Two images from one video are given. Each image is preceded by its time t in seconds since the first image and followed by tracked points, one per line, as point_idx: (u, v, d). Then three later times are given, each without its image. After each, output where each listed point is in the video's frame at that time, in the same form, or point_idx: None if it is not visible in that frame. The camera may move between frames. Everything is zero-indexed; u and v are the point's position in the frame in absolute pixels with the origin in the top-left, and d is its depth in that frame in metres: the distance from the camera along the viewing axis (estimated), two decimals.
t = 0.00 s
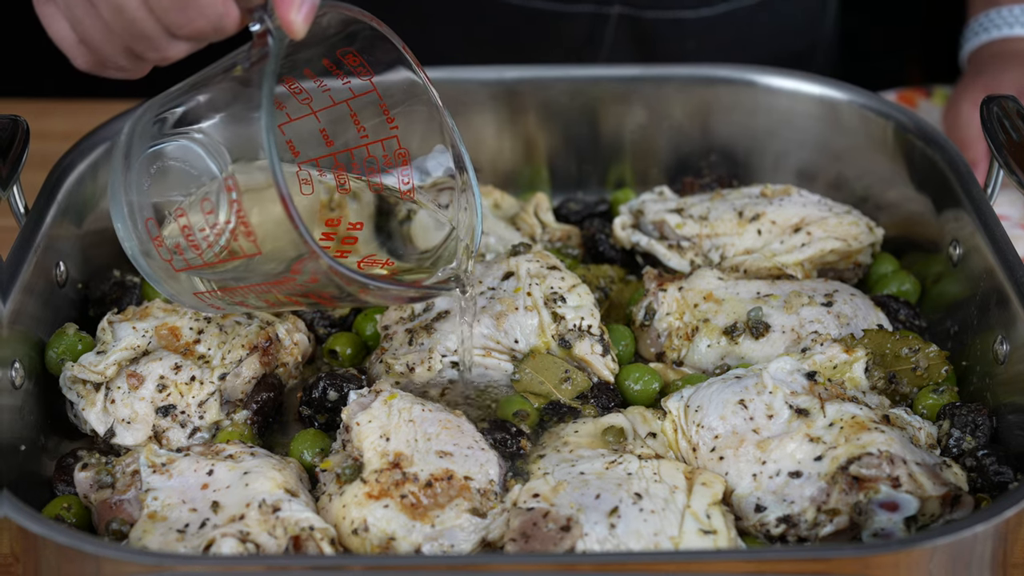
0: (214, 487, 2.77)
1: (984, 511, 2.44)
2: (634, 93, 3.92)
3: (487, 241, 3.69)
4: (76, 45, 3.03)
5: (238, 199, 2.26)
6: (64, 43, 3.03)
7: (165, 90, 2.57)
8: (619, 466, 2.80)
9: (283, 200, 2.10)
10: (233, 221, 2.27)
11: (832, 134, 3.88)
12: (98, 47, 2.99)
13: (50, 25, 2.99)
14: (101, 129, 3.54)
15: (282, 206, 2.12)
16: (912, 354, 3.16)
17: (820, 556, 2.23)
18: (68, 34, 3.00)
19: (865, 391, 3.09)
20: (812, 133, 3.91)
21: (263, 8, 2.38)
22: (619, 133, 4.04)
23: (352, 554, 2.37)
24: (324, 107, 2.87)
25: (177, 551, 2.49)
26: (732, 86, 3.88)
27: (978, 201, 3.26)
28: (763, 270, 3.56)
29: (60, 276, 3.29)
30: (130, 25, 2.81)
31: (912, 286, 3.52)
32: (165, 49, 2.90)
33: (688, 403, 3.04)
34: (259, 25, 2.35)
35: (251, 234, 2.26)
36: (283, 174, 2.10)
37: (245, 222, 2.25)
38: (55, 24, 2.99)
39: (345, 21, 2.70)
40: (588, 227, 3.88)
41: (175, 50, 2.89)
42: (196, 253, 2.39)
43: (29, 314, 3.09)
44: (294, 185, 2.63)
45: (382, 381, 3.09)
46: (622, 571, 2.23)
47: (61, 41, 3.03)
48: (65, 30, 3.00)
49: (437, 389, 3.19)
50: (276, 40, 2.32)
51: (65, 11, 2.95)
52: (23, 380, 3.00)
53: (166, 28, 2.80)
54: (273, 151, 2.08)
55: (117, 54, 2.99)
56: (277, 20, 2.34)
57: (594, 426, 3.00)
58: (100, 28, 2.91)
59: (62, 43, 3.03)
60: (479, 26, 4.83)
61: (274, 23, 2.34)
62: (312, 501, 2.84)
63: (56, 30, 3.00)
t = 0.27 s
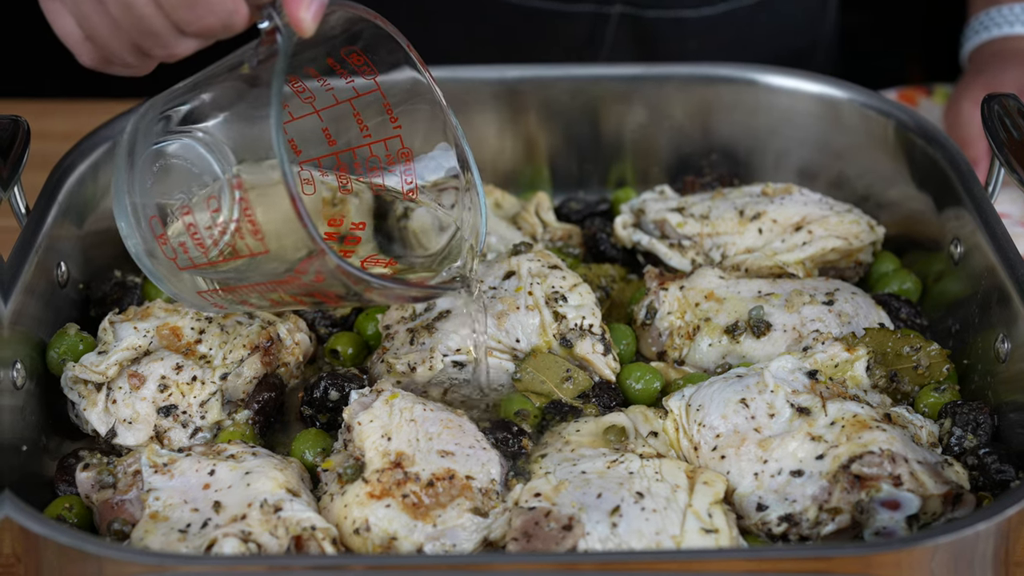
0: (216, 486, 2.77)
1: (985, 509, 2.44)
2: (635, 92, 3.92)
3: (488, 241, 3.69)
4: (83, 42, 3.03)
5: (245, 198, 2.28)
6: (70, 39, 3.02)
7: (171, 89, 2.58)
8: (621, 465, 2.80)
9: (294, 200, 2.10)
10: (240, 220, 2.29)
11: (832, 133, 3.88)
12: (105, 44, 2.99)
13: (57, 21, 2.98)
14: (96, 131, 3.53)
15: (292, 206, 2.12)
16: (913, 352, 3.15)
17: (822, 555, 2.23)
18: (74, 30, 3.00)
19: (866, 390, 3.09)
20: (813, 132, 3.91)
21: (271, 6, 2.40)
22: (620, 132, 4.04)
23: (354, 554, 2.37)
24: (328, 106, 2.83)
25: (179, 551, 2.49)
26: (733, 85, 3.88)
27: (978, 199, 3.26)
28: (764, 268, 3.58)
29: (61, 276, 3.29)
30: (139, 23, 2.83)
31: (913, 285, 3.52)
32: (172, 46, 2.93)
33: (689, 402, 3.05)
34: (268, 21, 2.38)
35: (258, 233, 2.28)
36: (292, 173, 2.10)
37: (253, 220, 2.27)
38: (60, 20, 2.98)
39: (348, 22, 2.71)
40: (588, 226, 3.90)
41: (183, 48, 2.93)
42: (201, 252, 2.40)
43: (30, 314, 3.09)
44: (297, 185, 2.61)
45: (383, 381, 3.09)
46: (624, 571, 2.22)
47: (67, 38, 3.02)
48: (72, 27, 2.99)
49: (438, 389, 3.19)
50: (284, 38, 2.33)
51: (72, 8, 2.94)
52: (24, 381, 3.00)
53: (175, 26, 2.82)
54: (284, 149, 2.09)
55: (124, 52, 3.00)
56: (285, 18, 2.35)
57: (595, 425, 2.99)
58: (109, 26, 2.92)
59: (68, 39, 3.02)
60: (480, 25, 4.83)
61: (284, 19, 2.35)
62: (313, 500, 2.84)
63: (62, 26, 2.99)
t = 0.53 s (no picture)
0: (217, 483, 2.77)
1: (986, 505, 2.44)
2: (636, 88, 3.92)
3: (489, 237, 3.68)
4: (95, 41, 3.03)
5: (262, 196, 2.27)
6: (84, 38, 3.02)
7: (183, 87, 2.57)
8: (622, 461, 2.79)
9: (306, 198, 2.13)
10: (254, 220, 2.28)
11: (833, 128, 3.88)
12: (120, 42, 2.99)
13: (69, 20, 2.99)
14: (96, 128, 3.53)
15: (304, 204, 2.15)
16: (915, 347, 3.15)
17: (823, 551, 2.23)
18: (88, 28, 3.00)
19: (868, 386, 3.09)
20: (814, 127, 3.91)
21: (286, 5, 2.40)
22: (621, 127, 4.04)
23: (355, 550, 2.37)
24: (338, 105, 2.85)
25: (180, 547, 2.49)
26: (733, 81, 3.88)
27: (978, 194, 3.26)
28: (765, 264, 3.58)
29: (62, 272, 3.29)
30: (154, 22, 2.81)
31: (914, 280, 3.52)
32: (188, 46, 2.90)
33: (691, 397, 3.04)
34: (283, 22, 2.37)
35: (273, 233, 2.28)
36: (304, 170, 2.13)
37: (267, 221, 2.27)
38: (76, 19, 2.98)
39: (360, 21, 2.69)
40: (588, 222, 3.88)
41: (199, 48, 2.90)
42: (215, 252, 2.39)
43: (31, 311, 3.09)
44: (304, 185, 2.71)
45: (384, 378, 3.09)
46: (626, 567, 2.22)
47: (81, 37, 3.02)
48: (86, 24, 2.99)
49: (438, 386, 3.18)
50: (300, 38, 2.33)
51: (86, 8, 2.94)
52: (25, 377, 3.00)
53: (190, 26, 2.80)
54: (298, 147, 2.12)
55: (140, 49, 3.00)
56: (300, 18, 2.35)
57: (596, 421, 3.00)
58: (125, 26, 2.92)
59: (81, 38, 3.02)
60: (480, 21, 4.82)
61: (299, 20, 2.34)
62: (314, 496, 2.84)
63: (76, 25, 2.99)
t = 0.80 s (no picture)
0: (218, 479, 2.77)
1: (987, 501, 2.44)
2: (637, 84, 3.91)
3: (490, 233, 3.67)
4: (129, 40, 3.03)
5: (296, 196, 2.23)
6: (117, 37, 3.02)
7: (213, 86, 2.49)
8: (622, 457, 2.79)
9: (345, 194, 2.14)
10: (290, 218, 2.24)
11: (833, 124, 3.88)
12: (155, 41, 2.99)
13: (102, 19, 2.99)
14: (96, 125, 3.54)
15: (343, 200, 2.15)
16: (915, 343, 3.16)
17: (824, 546, 2.23)
18: (121, 27, 3.00)
19: (868, 381, 3.09)
20: (814, 123, 3.91)
21: (321, 2, 2.36)
22: (621, 123, 4.04)
23: (356, 547, 2.36)
24: (363, 103, 2.96)
25: (180, 544, 2.49)
26: (734, 77, 3.88)
27: (979, 190, 3.26)
28: (766, 260, 3.55)
29: (62, 269, 3.29)
30: (191, 19, 2.81)
31: (915, 276, 3.53)
32: (223, 45, 2.90)
33: (691, 393, 3.04)
34: (317, 20, 2.33)
35: (310, 232, 2.25)
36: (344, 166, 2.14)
37: (304, 220, 2.23)
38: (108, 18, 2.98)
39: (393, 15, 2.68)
40: (589, 218, 3.89)
41: (234, 47, 2.89)
42: (247, 252, 2.33)
43: (32, 307, 3.09)
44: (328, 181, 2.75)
45: (385, 374, 3.09)
46: (626, 563, 2.22)
47: (114, 37, 3.03)
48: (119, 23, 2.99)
49: (439, 381, 3.20)
50: (336, 36, 2.28)
51: (120, 7, 2.95)
52: (26, 374, 3.00)
53: (226, 24, 2.80)
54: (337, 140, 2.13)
55: (174, 48, 3.00)
56: (336, 14, 2.31)
57: (596, 417, 3.00)
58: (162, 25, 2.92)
59: (114, 37, 3.03)
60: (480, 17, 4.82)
61: (334, 17, 2.31)
62: (315, 493, 2.84)
63: (109, 24, 2.99)
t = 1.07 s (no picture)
0: (217, 476, 2.77)
1: (986, 498, 2.44)
2: (637, 81, 3.91)
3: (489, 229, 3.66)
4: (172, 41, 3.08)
5: (344, 192, 2.22)
6: (160, 39, 3.06)
7: (247, 86, 2.53)
8: (622, 454, 2.79)
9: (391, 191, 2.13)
10: (335, 215, 2.23)
11: (832, 122, 3.88)
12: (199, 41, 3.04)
13: (146, 20, 3.03)
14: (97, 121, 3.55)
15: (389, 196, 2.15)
16: (915, 341, 3.15)
17: (823, 544, 2.23)
18: (166, 28, 3.04)
19: (868, 378, 3.09)
20: (813, 121, 3.92)
21: None
22: (621, 121, 4.03)
23: (355, 544, 2.36)
24: (397, 100, 2.82)
25: (180, 541, 2.49)
26: (734, 74, 3.89)
27: (978, 187, 3.26)
28: (765, 257, 3.56)
29: (62, 265, 3.29)
30: (237, 17, 2.85)
31: (915, 274, 3.52)
32: (268, 44, 2.94)
33: (691, 391, 3.04)
34: (360, 17, 2.43)
35: (354, 229, 2.23)
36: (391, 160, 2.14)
37: (350, 217, 2.22)
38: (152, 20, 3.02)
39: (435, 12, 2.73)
40: (588, 216, 3.87)
41: (279, 44, 2.93)
42: (290, 249, 2.33)
43: (32, 304, 3.09)
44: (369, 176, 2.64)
45: (384, 370, 3.09)
46: (626, 560, 2.22)
47: (157, 38, 3.06)
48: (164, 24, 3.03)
49: (439, 377, 3.20)
50: (381, 31, 2.40)
51: (164, 8, 2.99)
52: (25, 370, 3.00)
53: (273, 21, 2.84)
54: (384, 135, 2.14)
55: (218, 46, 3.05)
56: (379, 11, 2.43)
57: (596, 415, 2.99)
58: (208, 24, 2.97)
59: (157, 39, 3.06)
60: (480, 14, 4.82)
61: (377, 14, 2.43)
62: (314, 490, 2.84)
63: (153, 27, 3.03)
